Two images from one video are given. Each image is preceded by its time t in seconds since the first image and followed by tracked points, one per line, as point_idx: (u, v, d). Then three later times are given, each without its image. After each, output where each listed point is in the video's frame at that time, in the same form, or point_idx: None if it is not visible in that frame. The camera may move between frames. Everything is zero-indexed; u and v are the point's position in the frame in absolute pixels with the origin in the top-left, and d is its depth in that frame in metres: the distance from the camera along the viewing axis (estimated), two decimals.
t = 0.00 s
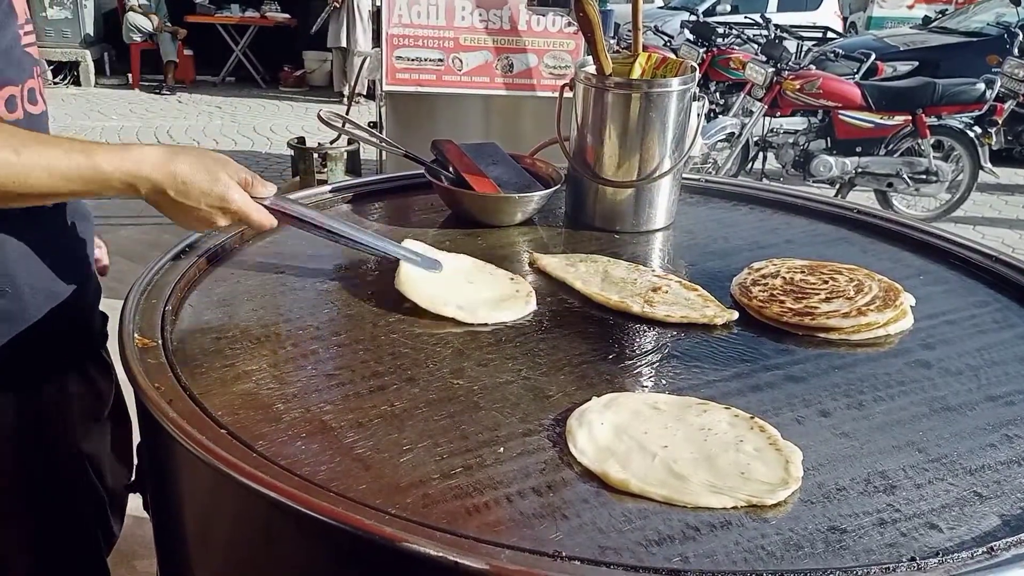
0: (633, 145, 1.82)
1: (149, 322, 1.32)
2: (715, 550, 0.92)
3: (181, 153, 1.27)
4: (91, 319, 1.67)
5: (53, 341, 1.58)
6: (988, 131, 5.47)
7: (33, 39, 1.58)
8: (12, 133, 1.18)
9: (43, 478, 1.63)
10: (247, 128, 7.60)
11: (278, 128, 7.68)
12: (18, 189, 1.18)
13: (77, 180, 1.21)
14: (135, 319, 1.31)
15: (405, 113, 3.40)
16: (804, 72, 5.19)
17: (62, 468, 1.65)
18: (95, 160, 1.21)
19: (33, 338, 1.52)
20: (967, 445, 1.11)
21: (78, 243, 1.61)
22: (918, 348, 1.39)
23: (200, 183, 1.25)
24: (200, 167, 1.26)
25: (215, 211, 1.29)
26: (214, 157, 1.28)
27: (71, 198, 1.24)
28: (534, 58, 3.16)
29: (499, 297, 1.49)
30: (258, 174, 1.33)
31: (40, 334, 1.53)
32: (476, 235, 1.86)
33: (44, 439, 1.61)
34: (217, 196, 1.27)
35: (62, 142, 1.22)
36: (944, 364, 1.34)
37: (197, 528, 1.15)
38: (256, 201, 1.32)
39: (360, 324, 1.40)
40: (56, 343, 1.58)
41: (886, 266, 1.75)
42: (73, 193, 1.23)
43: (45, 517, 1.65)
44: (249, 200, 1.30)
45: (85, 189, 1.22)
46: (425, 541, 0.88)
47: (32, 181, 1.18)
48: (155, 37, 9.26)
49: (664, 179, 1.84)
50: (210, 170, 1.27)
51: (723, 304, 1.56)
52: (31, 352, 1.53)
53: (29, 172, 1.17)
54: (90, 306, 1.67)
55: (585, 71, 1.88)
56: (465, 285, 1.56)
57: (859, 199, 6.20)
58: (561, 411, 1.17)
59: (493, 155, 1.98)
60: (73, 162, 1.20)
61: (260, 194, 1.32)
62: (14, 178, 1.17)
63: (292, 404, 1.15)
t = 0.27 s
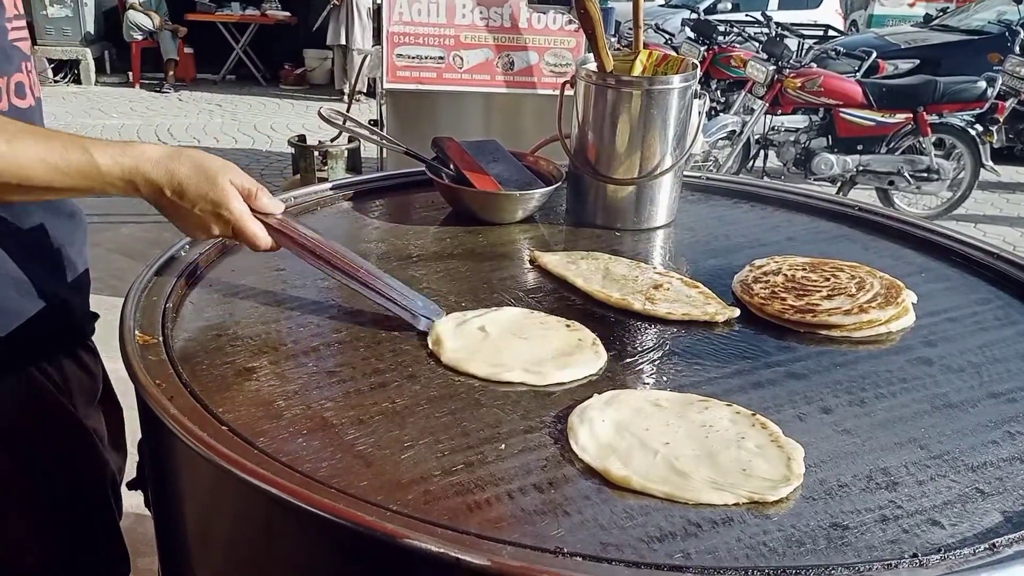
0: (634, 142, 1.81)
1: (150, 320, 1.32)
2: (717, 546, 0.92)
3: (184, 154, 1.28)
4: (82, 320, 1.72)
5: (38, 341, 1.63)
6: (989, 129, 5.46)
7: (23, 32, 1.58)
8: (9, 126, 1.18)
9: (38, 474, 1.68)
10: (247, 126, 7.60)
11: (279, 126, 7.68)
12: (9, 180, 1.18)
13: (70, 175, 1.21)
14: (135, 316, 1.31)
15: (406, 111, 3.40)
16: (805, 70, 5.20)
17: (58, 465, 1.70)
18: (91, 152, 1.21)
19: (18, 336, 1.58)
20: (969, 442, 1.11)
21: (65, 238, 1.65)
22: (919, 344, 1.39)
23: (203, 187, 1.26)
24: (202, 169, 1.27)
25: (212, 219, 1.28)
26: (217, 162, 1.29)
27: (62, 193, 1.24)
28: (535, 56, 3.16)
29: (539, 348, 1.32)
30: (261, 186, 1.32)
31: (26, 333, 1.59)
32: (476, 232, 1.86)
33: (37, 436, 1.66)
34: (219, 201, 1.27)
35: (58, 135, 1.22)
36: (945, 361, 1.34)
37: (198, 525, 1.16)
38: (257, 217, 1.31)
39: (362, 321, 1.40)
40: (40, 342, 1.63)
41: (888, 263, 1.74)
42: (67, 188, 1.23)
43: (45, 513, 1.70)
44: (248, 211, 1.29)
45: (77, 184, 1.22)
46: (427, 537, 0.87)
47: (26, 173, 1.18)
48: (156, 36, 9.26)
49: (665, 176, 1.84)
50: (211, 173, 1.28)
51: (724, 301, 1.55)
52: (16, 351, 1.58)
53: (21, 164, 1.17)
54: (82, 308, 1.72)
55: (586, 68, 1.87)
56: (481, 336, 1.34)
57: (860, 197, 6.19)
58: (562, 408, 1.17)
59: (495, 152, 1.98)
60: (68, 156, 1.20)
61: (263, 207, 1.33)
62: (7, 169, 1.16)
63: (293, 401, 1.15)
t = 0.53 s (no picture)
0: (634, 142, 1.81)
1: (149, 319, 1.32)
2: (716, 545, 0.92)
3: (306, 163, 1.32)
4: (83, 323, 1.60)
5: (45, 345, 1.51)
6: (988, 128, 5.46)
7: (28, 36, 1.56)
8: (149, 137, 1.16)
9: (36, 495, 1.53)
10: (246, 125, 7.60)
11: (278, 125, 7.68)
12: (156, 191, 1.16)
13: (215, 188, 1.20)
14: (134, 316, 1.31)
15: (405, 111, 3.39)
16: (804, 69, 5.21)
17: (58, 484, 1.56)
18: (230, 164, 1.21)
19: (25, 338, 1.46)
20: (968, 441, 1.11)
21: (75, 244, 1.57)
22: (918, 344, 1.39)
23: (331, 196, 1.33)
24: (332, 180, 1.34)
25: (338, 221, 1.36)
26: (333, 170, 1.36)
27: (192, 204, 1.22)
28: (534, 55, 3.16)
29: (578, 367, 1.29)
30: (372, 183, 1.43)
31: (31, 336, 1.47)
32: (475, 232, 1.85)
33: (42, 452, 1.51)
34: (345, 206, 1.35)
35: (195, 146, 1.20)
36: (944, 360, 1.34)
37: (198, 525, 1.16)
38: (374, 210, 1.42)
39: (360, 320, 1.40)
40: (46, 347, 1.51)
41: (887, 262, 1.75)
42: (208, 198, 1.22)
43: (44, 538, 1.56)
44: (367, 208, 1.39)
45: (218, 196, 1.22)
46: (426, 536, 0.88)
47: (176, 186, 1.17)
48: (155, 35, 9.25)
49: (664, 175, 1.84)
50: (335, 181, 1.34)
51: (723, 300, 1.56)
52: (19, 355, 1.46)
53: (172, 176, 1.16)
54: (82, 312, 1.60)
55: (585, 67, 1.87)
56: (511, 356, 1.28)
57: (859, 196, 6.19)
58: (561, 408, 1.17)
59: (494, 151, 1.98)
60: (210, 165, 1.19)
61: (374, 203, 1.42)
62: (159, 179, 1.15)
63: (292, 400, 1.15)
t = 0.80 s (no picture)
0: (631, 142, 1.82)
1: (148, 321, 1.32)
2: (714, 544, 0.92)
3: (325, 169, 1.32)
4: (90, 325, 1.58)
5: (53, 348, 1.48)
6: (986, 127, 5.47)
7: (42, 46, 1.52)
8: (170, 158, 1.16)
9: (36, 508, 1.49)
10: (244, 127, 7.60)
11: (276, 126, 7.68)
12: (184, 217, 1.17)
13: (245, 203, 1.22)
14: (133, 318, 1.31)
15: (405, 112, 3.39)
16: (801, 69, 5.23)
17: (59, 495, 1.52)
18: (254, 177, 1.22)
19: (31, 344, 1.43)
20: (966, 439, 1.12)
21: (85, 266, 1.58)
22: (916, 342, 1.40)
23: (350, 196, 1.35)
24: (347, 178, 1.35)
25: (363, 219, 1.39)
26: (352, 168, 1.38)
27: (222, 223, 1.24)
28: (532, 55, 3.16)
29: (575, 366, 1.29)
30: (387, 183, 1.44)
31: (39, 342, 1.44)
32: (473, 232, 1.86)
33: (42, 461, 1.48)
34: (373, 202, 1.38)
35: (216, 164, 1.21)
36: (942, 358, 1.34)
37: (199, 527, 1.16)
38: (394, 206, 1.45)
39: (359, 321, 1.40)
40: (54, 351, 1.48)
41: (885, 261, 1.75)
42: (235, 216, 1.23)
43: (45, 542, 1.52)
44: (390, 205, 1.42)
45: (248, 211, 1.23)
46: (426, 536, 0.88)
47: (209, 206, 1.18)
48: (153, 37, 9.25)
49: (662, 175, 1.84)
50: (360, 181, 1.37)
51: (722, 300, 1.56)
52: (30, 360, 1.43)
53: (201, 199, 1.17)
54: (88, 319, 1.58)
55: (583, 67, 1.88)
56: (510, 355, 1.28)
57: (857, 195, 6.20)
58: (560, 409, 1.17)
59: (492, 152, 1.98)
60: (236, 183, 1.20)
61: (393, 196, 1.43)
62: (190, 204, 1.16)
63: (292, 401, 1.15)
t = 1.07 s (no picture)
0: (630, 143, 1.82)
1: (147, 324, 1.32)
2: (712, 544, 0.92)
3: (222, 201, 1.18)
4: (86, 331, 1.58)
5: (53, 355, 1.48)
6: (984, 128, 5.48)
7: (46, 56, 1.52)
8: (34, 186, 1.05)
9: (39, 517, 1.48)
10: (244, 130, 7.60)
11: (275, 129, 7.68)
12: (32, 252, 1.04)
13: (104, 239, 1.08)
14: (133, 320, 1.32)
15: (404, 115, 3.39)
16: (800, 70, 5.23)
17: (62, 502, 1.52)
18: (125, 210, 1.09)
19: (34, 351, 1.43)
20: (963, 439, 1.12)
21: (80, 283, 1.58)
22: (915, 342, 1.40)
23: (234, 237, 1.17)
24: (231, 217, 1.17)
25: (254, 265, 1.21)
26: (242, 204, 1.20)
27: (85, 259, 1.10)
28: (531, 57, 3.16)
29: (569, 368, 1.30)
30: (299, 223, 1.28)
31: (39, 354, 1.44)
32: (471, 234, 1.86)
33: (46, 469, 1.48)
34: (262, 247, 1.20)
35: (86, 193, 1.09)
36: (940, 358, 1.34)
37: (198, 529, 1.16)
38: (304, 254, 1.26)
39: (358, 322, 1.40)
40: (55, 357, 1.48)
41: (883, 262, 1.75)
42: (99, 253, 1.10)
43: (50, 543, 1.52)
44: (296, 249, 1.23)
45: (110, 249, 1.10)
46: (425, 537, 0.88)
47: (59, 242, 1.05)
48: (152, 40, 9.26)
49: (660, 176, 1.85)
50: (251, 220, 1.19)
51: (720, 301, 1.56)
52: (33, 366, 1.43)
53: (50, 233, 1.04)
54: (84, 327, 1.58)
55: (581, 69, 1.88)
56: (508, 357, 1.29)
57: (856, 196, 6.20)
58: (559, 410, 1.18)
59: (491, 153, 1.98)
60: (103, 215, 1.08)
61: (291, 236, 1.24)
62: (40, 238, 1.03)
63: (290, 403, 1.15)
